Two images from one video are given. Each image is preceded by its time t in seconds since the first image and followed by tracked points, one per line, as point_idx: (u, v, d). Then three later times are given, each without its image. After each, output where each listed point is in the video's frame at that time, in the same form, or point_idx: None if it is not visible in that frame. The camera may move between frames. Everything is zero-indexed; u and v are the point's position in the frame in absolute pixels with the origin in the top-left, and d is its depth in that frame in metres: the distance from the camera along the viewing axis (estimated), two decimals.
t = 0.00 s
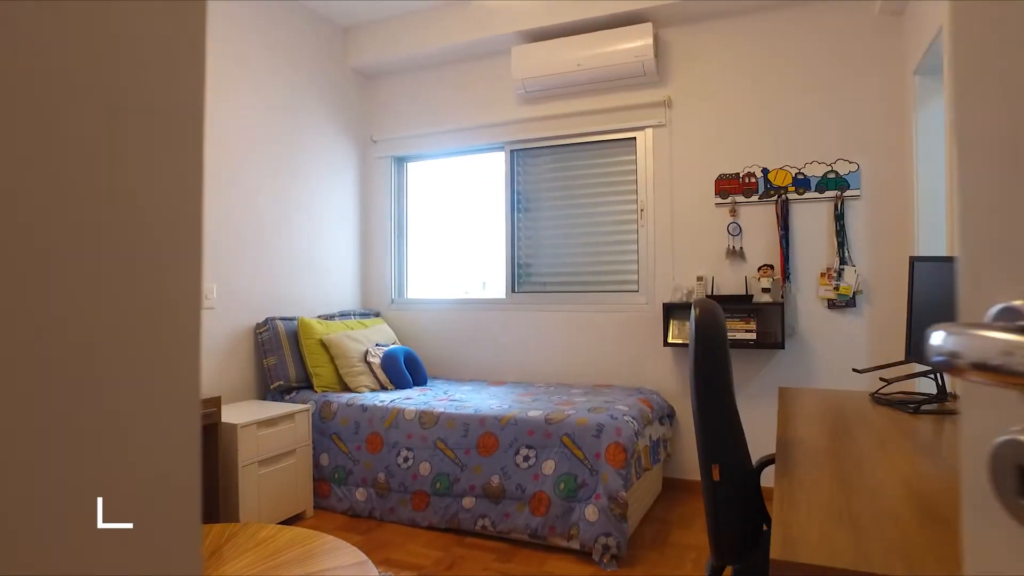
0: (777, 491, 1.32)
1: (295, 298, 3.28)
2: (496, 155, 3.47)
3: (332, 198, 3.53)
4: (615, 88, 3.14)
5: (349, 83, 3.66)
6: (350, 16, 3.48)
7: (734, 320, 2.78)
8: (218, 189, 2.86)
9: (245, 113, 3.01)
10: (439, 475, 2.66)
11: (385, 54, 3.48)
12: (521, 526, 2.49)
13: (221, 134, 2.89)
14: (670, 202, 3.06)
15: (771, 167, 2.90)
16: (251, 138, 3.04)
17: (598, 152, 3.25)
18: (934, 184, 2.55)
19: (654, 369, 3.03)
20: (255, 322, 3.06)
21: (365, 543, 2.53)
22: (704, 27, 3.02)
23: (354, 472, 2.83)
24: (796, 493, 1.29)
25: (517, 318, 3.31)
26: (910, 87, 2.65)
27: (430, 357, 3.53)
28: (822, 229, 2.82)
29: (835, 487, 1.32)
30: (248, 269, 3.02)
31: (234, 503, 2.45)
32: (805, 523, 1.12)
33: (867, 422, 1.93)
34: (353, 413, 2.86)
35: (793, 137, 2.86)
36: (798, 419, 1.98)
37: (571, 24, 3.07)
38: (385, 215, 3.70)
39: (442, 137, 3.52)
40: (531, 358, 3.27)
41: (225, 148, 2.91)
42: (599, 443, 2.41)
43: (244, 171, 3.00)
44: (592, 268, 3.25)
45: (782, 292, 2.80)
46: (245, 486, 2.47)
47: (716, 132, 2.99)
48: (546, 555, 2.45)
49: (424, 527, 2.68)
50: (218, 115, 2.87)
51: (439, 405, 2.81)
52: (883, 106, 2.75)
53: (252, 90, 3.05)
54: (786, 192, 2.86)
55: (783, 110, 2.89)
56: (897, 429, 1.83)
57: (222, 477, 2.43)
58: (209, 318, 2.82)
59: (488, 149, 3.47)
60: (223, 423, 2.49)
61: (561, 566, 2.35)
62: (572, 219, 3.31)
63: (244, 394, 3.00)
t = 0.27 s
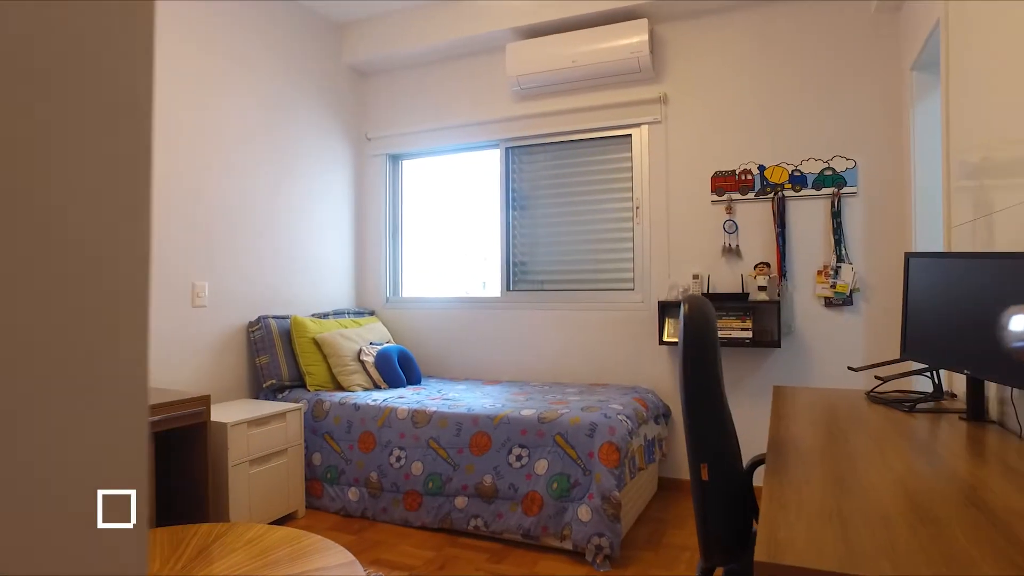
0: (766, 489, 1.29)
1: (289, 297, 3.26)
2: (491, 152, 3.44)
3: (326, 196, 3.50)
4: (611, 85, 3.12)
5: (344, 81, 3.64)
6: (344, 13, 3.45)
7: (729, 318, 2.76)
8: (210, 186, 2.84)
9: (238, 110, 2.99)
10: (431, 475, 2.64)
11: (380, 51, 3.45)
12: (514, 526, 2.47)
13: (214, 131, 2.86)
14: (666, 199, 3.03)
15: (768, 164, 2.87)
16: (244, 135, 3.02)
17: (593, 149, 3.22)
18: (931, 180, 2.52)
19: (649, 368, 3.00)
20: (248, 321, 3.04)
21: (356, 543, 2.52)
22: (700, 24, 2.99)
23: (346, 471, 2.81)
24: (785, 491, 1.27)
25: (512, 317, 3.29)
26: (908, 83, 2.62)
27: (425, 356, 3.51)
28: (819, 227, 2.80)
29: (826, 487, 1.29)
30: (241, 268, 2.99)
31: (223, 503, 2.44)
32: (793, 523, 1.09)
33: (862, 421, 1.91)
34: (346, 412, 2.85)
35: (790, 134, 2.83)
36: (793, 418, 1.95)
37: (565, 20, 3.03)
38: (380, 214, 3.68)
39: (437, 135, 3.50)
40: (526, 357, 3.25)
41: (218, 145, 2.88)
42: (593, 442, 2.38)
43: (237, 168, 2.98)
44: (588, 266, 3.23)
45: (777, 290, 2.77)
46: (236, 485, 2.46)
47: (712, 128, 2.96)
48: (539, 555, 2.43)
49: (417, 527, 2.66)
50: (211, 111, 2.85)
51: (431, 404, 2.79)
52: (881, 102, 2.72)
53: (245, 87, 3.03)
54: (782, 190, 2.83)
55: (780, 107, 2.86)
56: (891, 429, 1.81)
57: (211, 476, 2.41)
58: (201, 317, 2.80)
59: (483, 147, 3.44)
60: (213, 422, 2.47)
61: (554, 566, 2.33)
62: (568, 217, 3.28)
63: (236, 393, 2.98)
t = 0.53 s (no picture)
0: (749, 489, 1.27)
1: (280, 296, 3.24)
2: (484, 151, 3.43)
3: (319, 195, 3.49)
4: (604, 83, 3.10)
5: (337, 80, 3.62)
6: (336, 11, 3.43)
7: (722, 317, 2.72)
8: (201, 185, 2.83)
9: (229, 108, 2.97)
10: (421, 475, 2.63)
11: (372, 50, 3.43)
12: (504, 527, 2.46)
13: (205, 129, 2.85)
14: (659, 198, 3.01)
15: (761, 161, 2.85)
16: (235, 133, 3.00)
17: (587, 148, 3.20)
18: (925, 178, 2.50)
19: (642, 368, 2.98)
20: (239, 320, 3.03)
21: (346, 544, 2.50)
22: (693, 21, 2.97)
23: (337, 471, 2.80)
24: (769, 492, 1.25)
25: (505, 316, 3.27)
26: (902, 80, 2.60)
27: (418, 355, 3.49)
28: (813, 225, 2.78)
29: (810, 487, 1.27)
30: (232, 267, 2.98)
31: (212, 503, 2.42)
32: (771, 523, 1.08)
33: (852, 420, 1.89)
34: (336, 411, 2.83)
35: (784, 132, 2.81)
36: (783, 418, 1.94)
37: (558, 17, 3.01)
38: (374, 213, 3.67)
39: (430, 133, 3.48)
40: (519, 356, 3.23)
41: (209, 143, 2.87)
42: (583, 442, 2.37)
43: (229, 167, 2.97)
44: (581, 265, 3.21)
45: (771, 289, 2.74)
46: (224, 486, 2.44)
47: (706, 126, 2.94)
48: (529, 556, 2.41)
49: (407, 527, 2.65)
50: (202, 109, 2.83)
51: (422, 403, 2.78)
52: (875, 99, 2.70)
53: (236, 85, 3.01)
54: (776, 188, 2.81)
55: (774, 105, 2.84)
56: (881, 428, 1.79)
57: (198, 474, 2.40)
58: (191, 316, 2.78)
59: (476, 145, 3.43)
60: (202, 422, 2.46)
61: (544, 566, 2.32)
62: (561, 216, 3.26)
63: (227, 392, 2.97)
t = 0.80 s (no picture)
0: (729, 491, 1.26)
1: (268, 296, 3.22)
2: (474, 150, 3.41)
3: (308, 194, 3.47)
4: (594, 81, 3.08)
5: (326, 78, 3.60)
6: (325, 10, 3.40)
7: (712, 317, 2.70)
8: (188, 184, 2.80)
9: (217, 107, 2.95)
10: (408, 476, 2.62)
11: (361, 48, 3.41)
12: (491, 528, 2.45)
13: (192, 128, 2.82)
14: (649, 197, 2.99)
15: (751, 160, 2.84)
16: (222, 132, 2.98)
17: (577, 147, 3.18)
18: (914, 177, 2.49)
19: (632, 368, 2.97)
20: (226, 320, 3.00)
21: (332, 545, 2.49)
22: (684, 20, 2.95)
23: (324, 472, 2.78)
24: (748, 495, 1.23)
25: (495, 316, 3.25)
26: (891, 79, 2.59)
27: (407, 355, 3.48)
28: (803, 225, 2.77)
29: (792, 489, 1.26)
30: (219, 266, 2.95)
31: (197, 504, 2.40)
32: (748, 526, 1.06)
33: (838, 421, 1.88)
34: (324, 412, 2.81)
35: (774, 132, 2.80)
36: (769, 419, 1.92)
37: (548, 16, 2.99)
38: (364, 212, 3.65)
39: (420, 133, 3.46)
40: (508, 356, 3.22)
41: (196, 142, 2.84)
42: (571, 442, 2.35)
43: (216, 166, 2.94)
44: (571, 265, 3.19)
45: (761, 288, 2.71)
46: (210, 486, 2.42)
47: (696, 125, 2.92)
48: (516, 557, 2.40)
49: (394, 528, 2.63)
50: (189, 108, 2.81)
51: (410, 404, 2.76)
52: (865, 99, 2.69)
53: (224, 83, 2.99)
54: (765, 187, 2.80)
55: (764, 104, 2.83)
56: (867, 429, 1.78)
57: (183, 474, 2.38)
58: (178, 316, 2.76)
59: (466, 144, 3.41)
60: (187, 422, 2.44)
61: (531, 568, 2.31)
62: (551, 216, 3.25)
63: (214, 393, 2.95)
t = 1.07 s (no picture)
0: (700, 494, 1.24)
1: (249, 296, 3.19)
2: (456, 149, 3.39)
3: (289, 193, 3.43)
4: (577, 80, 3.07)
5: (308, 76, 3.56)
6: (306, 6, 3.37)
7: (693, 316, 2.69)
8: (165, 182, 2.76)
9: (195, 103, 2.91)
10: (388, 477, 2.59)
11: (342, 46, 3.38)
12: (470, 529, 2.43)
13: (169, 125, 2.78)
14: (631, 196, 2.99)
15: (732, 160, 2.84)
16: (201, 130, 2.94)
17: (559, 146, 3.17)
18: (893, 178, 2.50)
19: (614, 368, 2.96)
20: (204, 320, 2.96)
21: (311, 547, 2.46)
22: (666, 19, 2.95)
23: (303, 474, 2.75)
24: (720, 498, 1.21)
25: (477, 316, 3.23)
26: (871, 80, 2.60)
27: (389, 356, 3.45)
28: (783, 224, 2.77)
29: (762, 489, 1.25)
30: (197, 266, 2.91)
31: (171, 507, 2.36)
32: (716, 530, 1.04)
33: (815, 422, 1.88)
34: (302, 413, 2.78)
35: (756, 131, 2.80)
36: (746, 419, 1.92)
37: (530, 14, 2.98)
38: (346, 211, 3.61)
39: (402, 131, 3.44)
40: (490, 356, 3.20)
41: (174, 139, 2.80)
42: (550, 443, 2.34)
43: (194, 164, 2.90)
44: (553, 265, 3.18)
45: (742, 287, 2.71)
46: (185, 489, 2.38)
47: (678, 124, 2.92)
48: (496, 559, 2.38)
49: (373, 530, 2.61)
50: (166, 105, 2.76)
51: (390, 404, 2.74)
52: (845, 99, 2.69)
53: (203, 80, 2.94)
54: (747, 186, 2.80)
55: (746, 104, 2.83)
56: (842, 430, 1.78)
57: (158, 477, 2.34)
58: (154, 316, 2.72)
59: (448, 143, 3.39)
60: (162, 424, 2.40)
61: (509, 569, 2.29)
62: (533, 215, 3.23)
63: (191, 393, 2.91)
